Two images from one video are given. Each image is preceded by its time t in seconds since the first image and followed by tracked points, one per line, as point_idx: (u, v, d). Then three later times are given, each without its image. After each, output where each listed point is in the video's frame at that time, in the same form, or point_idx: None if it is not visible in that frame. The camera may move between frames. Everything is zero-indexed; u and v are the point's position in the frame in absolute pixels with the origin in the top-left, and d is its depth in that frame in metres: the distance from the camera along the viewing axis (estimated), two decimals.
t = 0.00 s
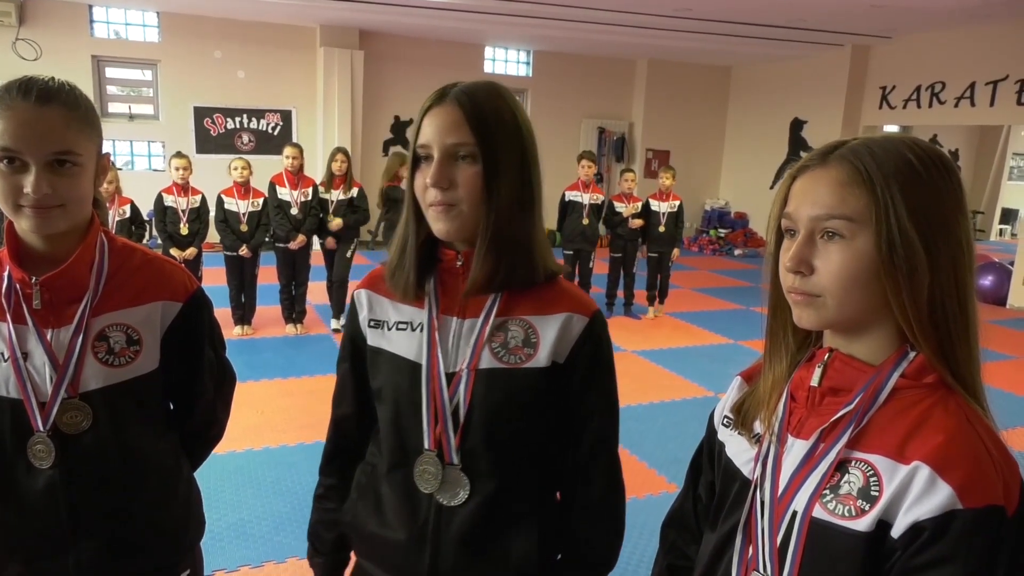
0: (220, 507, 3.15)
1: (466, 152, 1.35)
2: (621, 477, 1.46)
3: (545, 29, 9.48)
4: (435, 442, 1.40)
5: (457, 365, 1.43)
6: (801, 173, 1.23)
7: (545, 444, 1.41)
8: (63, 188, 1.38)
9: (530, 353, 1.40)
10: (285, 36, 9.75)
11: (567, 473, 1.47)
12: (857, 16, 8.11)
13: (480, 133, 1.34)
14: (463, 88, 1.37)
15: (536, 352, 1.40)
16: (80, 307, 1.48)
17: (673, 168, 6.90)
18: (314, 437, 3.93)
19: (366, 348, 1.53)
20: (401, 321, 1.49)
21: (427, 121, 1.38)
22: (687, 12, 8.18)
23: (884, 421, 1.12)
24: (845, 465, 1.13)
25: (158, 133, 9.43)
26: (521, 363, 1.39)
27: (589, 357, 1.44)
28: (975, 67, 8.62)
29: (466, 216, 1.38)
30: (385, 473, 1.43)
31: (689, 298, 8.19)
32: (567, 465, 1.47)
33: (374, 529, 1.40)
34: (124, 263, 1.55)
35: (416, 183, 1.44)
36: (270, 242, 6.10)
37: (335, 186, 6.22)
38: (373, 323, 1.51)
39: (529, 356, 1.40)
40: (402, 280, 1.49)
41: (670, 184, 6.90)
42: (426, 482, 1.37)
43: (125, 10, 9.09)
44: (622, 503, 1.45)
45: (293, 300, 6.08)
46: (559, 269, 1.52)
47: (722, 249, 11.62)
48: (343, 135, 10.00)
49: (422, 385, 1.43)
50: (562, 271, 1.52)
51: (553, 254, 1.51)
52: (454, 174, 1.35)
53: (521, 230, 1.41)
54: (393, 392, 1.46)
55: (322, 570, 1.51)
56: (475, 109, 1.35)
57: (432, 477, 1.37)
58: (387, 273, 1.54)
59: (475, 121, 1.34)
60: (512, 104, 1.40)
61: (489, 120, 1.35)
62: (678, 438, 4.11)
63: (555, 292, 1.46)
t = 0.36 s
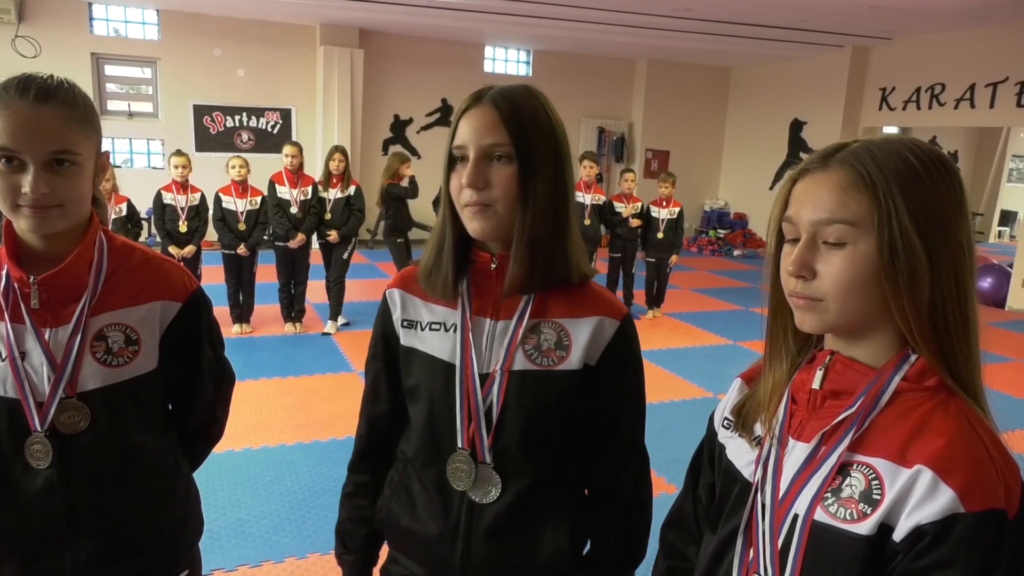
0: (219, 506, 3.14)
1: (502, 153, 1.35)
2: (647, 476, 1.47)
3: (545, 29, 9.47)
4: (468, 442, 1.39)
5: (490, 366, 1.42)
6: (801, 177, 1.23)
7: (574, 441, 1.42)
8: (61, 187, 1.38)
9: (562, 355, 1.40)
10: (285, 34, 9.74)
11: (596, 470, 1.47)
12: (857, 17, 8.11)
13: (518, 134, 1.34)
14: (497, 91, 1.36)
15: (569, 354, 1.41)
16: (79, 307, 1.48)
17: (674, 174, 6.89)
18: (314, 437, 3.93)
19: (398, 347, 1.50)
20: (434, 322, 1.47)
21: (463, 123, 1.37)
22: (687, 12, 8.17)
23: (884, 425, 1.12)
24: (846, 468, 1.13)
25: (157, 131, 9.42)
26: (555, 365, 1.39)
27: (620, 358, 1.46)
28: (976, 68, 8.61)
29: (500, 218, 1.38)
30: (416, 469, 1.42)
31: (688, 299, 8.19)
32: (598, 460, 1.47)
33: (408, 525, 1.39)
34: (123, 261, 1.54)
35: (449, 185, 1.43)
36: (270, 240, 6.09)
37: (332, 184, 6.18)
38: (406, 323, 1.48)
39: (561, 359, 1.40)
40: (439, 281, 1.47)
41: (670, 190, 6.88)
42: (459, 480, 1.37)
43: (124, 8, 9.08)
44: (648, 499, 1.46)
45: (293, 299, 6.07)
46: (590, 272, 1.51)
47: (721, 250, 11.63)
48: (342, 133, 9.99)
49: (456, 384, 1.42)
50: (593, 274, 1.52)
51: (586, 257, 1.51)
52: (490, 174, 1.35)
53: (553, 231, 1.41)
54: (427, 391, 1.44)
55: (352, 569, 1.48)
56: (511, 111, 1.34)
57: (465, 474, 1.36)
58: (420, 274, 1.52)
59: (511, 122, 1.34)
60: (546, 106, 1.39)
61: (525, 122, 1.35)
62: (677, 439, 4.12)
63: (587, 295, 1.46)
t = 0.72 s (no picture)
0: (216, 504, 3.14)
1: (488, 146, 1.34)
2: (636, 475, 1.44)
3: (545, 27, 9.45)
4: (450, 433, 1.39)
5: (474, 358, 1.41)
6: (796, 177, 1.22)
7: (560, 438, 1.41)
8: (52, 185, 1.37)
9: (546, 348, 1.39)
10: (283, 32, 9.71)
11: (582, 471, 1.46)
12: (857, 17, 8.09)
13: (504, 126, 1.33)
14: (485, 86, 1.36)
15: (553, 347, 1.39)
16: (69, 305, 1.47)
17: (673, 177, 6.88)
18: (311, 435, 3.92)
19: (388, 342, 1.52)
20: (421, 314, 1.48)
21: (450, 117, 1.37)
22: (687, 11, 8.15)
23: (882, 424, 1.11)
24: (845, 469, 1.12)
25: (155, 129, 9.41)
26: (538, 359, 1.38)
27: (607, 357, 1.43)
28: (975, 68, 8.60)
29: (486, 210, 1.37)
30: (401, 462, 1.43)
31: (687, 298, 8.18)
32: (585, 459, 1.45)
33: (390, 518, 1.40)
34: (115, 259, 1.54)
35: (437, 179, 1.43)
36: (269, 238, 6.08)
37: (331, 183, 6.15)
38: (394, 316, 1.50)
39: (545, 351, 1.39)
40: (427, 273, 1.48)
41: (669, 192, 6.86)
42: (440, 472, 1.37)
43: (122, 5, 9.06)
44: (638, 503, 1.44)
45: (291, 297, 6.06)
46: (580, 267, 1.50)
47: (720, 249, 11.63)
48: (341, 132, 9.97)
49: (440, 376, 1.41)
50: (583, 268, 1.51)
51: (575, 252, 1.50)
52: (475, 167, 1.34)
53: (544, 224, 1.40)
54: (413, 384, 1.44)
55: (338, 559, 1.51)
56: (498, 104, 1.34)
57: (447, 467, 1.36)
58: (410, 268, 1.53)
59: (498, 116, 1.33)
60: (533, 100, 1.39)
61: (513, 117, 1.34)
62: (675, 438, 4.11)
63: (576, 290, 1.45)
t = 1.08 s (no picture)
0: (212, 505, 3.14)
1: (455, 153, 1.34)
2: (600, 483, 1.43)
3: (541, 27, 9.46)
4: (412, 440, 1.39)
5: (439, 364, 1.41)
6: (800, 175, 1.22)
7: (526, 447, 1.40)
8: (42, 186, 1.37)
9: (510, 355, 1.38)
10: (279, 32, 9.70)
11: (548, 480, 1.45)
12: (852, 16, 8.12)
13: (471, 134, 1.33)
14: (454, 94, 1.37)
15: (517, 354, 1.38)
16: (64, 306, 1.47)
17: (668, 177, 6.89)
18: (307, 435, 3.92)
19: (357, 349, 1.52)
20: (390, 321, 1.48)
21: (418, 123, 1.37)
22: (683, 11, 8.17)
23: (884, 421, 1.12)
24: (848, 466, 1.12)
25: (151, 129, 9.39)
26: (501, 365, 1.37)
27: (572, 361, 1.43)
28: (970, 67, 8.63)
29: (452, 217, 1.37)
30: (367, 465, 1.43)
31: (683, 297, 8.19)
32: (550, 468, 1.45)
33: (351, 521, 1.40)
34: (109, 260, 1.53)
35: (406, 185, 1.43)
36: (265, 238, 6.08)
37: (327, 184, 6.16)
38: (364, 322, 1.49)
39: (509, 358, 1.38)
40: (394, 279, 1.48)
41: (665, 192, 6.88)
42: (403, 477, 1.37)
43: (117, 5, 9.03)
44: (602, 509, 1.43)
45: (287, 297, 6.06)
46: (548, 273, 1.50)
47: (716, 249, 11.65)
48: (337, 131, 9.96)
49: (404, 383, 1.42)
50: (551, 275, 1.51)
51: (542, 258, 1.50)
52: (443, 174, 1.34)
53: (511, 230, 1.39)
54: (378, 390, 1.44)
55: (308, 565, 1.50)
56: (466, 112, 1.34)
57: (409, 473, 1.36)
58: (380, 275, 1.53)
59: (466, 123, 1.33)
60: (502, 109, 1.39)
61: (482, 124, 1.34)
62: (670, 437, 4.12)
63: (542, 296, 1.45)
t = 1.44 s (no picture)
0: (212, 507, 3.13)
1: (432, 158, 1.33)
2: (580, 481, 1.42)
3: (538, 27, 9.46)
4: (391, 441, 1.38)
5: (417, 366, 1.40)
6: (804, 174, 1.22)
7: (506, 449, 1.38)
8: (45, 190, 1.36)
9: (488, 355, 1.37)
10: (276, 33, 9.70)
11: (529, 480, 1.43)
12: (848, 15, 8.14)
13: (448, 140, 1.32)
14: (430, 99, 1.36)
15: (495, 354, 1.37)
16: (67, 308, 1.47)
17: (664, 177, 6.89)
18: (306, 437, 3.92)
19: (339, 352, 1.51)
20: (370, 323, 1.47)
21: (395, 128, 1.36)
22: (679, 11, 8.19)
23: (892, 417, 1.13)
24: (858, 463, 1.13)
25: (148, 131, 9.38)
26: (479, 365, 1.36)
27: (550, 359, 1.40)
28: (966, 65, 8.65)
29: (430, 220, 1.36)
30: (349, 467, 1.41)
31: (681, 296, 8.20)
32: (529, 469, 1.43)
33: (330, 522, 1.38)
34: (112, 262, 1.53)
35: (383, 190, 1.42)
36: (262, 240, 6.07)
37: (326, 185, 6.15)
38: (345, 325, 1.49)
39: (486, 358, 1.37)
40: (372, 281, 1.47)
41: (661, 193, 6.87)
42: (382, 479, 1.35)
43: (114, 8, 9.03)
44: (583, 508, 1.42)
45: (285, 298, 6.06)
46: (525, 273, 1.49)
47: (714, 248, 11.66)
48: (334, 133, 9.96)
49: (383, 385, 1.40)
50: (529, 276, 1.49)
51: (520, 257, 1.48)
52: (419, 180, 1.33)
53: (486, 234, 1.38)
54: (358, 392, 1.43)
55: (295, 567, 1.48)
56: (441, 117, 1.33)
57: (388, 475, 1.35)
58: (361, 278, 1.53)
59: (442, 127, 1.33)
60: (478, 112, 1.38)
61: (457, 127, 1.33)
62: (669, 438, 4.11)
63: (520, 296, 1.43)
